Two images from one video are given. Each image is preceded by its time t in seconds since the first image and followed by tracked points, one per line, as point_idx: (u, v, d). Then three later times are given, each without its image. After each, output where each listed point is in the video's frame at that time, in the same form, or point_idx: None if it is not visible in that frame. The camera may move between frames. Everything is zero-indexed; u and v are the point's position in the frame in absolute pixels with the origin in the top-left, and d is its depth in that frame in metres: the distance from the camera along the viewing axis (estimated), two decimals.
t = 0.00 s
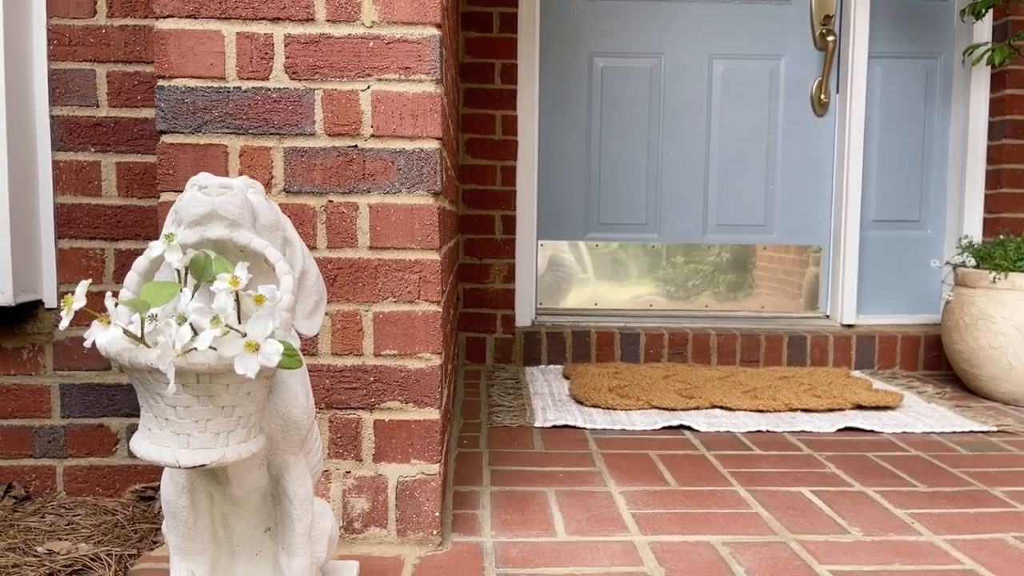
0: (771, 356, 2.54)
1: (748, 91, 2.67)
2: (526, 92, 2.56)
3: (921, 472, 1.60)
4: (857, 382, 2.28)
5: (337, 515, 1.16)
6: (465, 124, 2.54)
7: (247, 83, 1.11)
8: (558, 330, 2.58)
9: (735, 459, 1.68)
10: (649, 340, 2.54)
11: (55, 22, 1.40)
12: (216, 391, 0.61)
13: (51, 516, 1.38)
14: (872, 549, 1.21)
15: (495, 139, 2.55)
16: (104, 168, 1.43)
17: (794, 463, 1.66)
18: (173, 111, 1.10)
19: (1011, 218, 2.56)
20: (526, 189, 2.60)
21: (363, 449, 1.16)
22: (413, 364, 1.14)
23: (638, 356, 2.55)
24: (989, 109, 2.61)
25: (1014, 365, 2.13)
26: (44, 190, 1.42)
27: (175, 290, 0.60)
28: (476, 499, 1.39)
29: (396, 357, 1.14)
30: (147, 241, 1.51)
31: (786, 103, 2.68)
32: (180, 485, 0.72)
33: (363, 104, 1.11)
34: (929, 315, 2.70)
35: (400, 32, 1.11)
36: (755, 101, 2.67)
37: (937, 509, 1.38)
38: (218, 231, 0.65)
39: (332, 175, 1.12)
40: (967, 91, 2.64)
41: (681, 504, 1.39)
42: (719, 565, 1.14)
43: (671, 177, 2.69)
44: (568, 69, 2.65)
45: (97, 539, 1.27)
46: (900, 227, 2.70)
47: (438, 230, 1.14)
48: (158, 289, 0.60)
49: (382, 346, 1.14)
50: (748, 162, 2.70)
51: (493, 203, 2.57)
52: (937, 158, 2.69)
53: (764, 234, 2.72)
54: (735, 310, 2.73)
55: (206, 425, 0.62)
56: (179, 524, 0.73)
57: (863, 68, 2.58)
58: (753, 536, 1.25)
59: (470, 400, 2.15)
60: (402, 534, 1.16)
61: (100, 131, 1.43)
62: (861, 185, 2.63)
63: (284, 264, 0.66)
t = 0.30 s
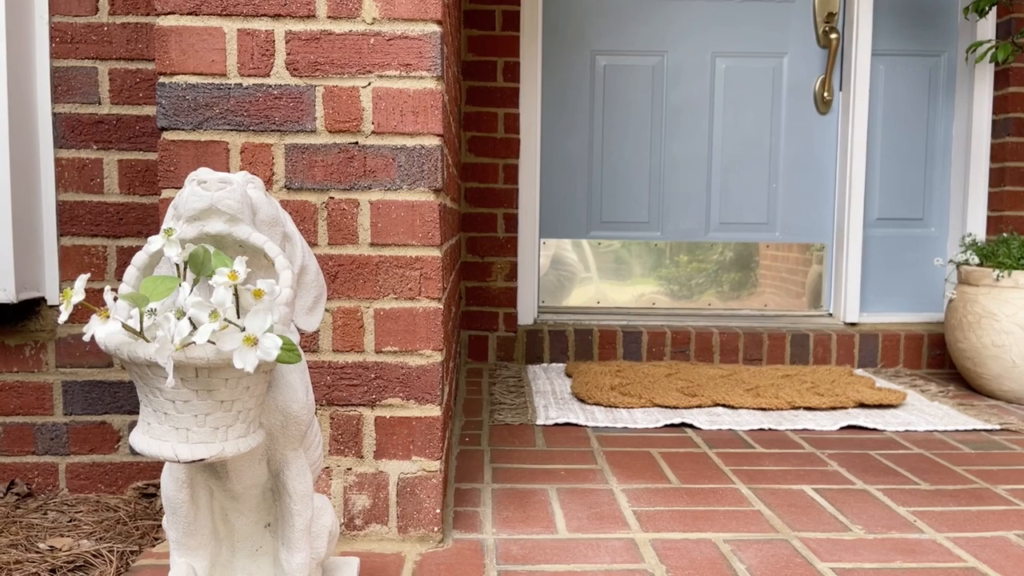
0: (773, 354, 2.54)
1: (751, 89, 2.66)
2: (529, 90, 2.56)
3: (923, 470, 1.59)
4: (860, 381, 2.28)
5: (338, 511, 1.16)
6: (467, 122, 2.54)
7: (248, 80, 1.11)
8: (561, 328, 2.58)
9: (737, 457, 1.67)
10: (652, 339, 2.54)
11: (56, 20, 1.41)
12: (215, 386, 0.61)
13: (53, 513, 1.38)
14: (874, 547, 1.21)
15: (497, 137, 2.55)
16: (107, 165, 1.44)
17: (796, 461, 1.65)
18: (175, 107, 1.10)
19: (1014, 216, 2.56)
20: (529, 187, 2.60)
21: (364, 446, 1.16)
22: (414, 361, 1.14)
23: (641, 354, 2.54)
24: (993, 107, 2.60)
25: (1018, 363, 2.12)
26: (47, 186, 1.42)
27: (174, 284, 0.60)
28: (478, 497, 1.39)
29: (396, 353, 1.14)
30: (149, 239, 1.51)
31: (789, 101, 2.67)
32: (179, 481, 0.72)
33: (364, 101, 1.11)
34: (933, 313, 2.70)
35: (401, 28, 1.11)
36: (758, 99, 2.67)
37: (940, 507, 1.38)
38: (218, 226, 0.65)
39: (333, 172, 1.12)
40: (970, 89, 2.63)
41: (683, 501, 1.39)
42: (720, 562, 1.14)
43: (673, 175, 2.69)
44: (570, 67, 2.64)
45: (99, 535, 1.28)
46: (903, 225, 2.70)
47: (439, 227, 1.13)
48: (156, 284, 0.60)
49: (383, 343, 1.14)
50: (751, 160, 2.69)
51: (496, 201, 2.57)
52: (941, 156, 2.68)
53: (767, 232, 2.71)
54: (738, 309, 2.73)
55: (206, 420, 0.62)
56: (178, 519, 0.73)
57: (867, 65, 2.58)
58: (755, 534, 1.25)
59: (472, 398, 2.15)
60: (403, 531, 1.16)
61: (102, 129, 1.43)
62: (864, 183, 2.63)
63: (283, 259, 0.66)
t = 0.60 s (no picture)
0: (776, 354, 2.53)
1: (754, 88, 2.65)
2: (531, 88, 2.55)
3: (927, 471, 1.59)
4: (863, 380, 2.27)
5: (338, 511, 1.16)
6: (469, 121, 2.53)
7: (248, 78, 1.10)
8: (563, 328, 2.58)
9: (740, 457, 1.67)
10: (655, 338, 2.53)
11: (57, 18, 1.40)
12: (213, 386, 0.61)
13: (53, 513, 1.38)
14: (878, 548, 1.20)
15: (500, 136, 2.54)
16: (107, 164, 1.43)
17: (799, 461, 1.65)
18: (175, 106, 1.10)
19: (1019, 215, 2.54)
20: (532, 186, 2.59)
21: (364, 446, 1.15)
22: (414, 360, 1.14)
23: (643, 354, 2.54)
24: (997, 105, 2.59)
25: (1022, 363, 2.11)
26: (47, 185, 1.42)
27: (171, 283, 0.59)
28: (479, 497, 1.38)
29: (397, 353, 1.13)
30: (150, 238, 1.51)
31: (793, 100, 2.66)
32: (177, 481, 0.72)
33: (364, 99, 1.11)
34: (937, 313, 2.69)
35: (401, 26, 1.10)
36: (761, 97, 2.66)
37: (944, 508, 1.37)
38: (216, 225, 0.65)
39: (334, 171, 1.12)
40: (975, 87, 2.62)
41: (685, 502, 1.38)
42: (722, 563, 1.14)
43: (676, 174, 2.68)
44: (572, 65, 2.64)
45: (100, 535, 1.27)
46: (907, 224, 2.69)
47: (440, 226, 1.13)
48: (153, 283, 0.59)
49: (383, 343, 1.13)
50: (754, 159, 2.68)
51: (497, 200, 2.56)
52: (945, 155, 2.67)
53: (770, 232, 2.71)
54: (741, 309, 2.73)
55: (203, 421, 0.62)
56: (177, 521, 0.73)
57: (870, 63, 2.57)
58: (758, 535, 1.24)
59: (474, 397, 2.14)
60: (404, 532, 1.16)
61: (102, 127, 1.43)
62: (868, 182, 2.62)
63: (282, 258, 0.66)
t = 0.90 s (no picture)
0: (777, 352, 2.52)
1: (755, 84, 2.64)
2: (531, 85, 2.54)
3: (928, 469, 1.58)
4: (864, 378, 2.26)
5: (335, 509, 1.15)
6: (469, 118, 2.53)
7: (244, 73, 1.09)
8: (563, 325, 2.57)
9: (740, 455, 1.66)
10: (655, 335, 2.53)
11: (53, 13, 1.40)
12: (202, 381, 0.60)
13: (50, 510, 1.37)
14: (878, 546, 1.19)
15: (500, 132, 2.53)
16: (103, 160, 1.43)
17: (800, 459, 1.64)
18: (170, 100, 1.09)
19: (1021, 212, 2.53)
20: (532, 183, 2.58)
21: (361, 443, 1.14)
22: (411, 357, 1.13)
23: (644, 351, 2.53)
24: (1000, 101, 2.57)
25: None
26: (44, 181, 1.41)
27: (159, 277, 0.59)
28: (477, 494, 1.38)
29: (394, 349, 1.13)
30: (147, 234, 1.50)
31: (794, 96, 2.65)
32: (169, 478, 0.71)
33: (361, 94, 1.10)
34: (939, 310, 2.68)
35: (398, 20, 1.09)
36: (763, 94, 2.65)
37: (945, 505, 1.36)
38: (206, 218, 0.64)
39: (330, 166, 1.11)
40: (977, 84, 2.61)
41: (684, 499, 1.38)
42: (721, 562, 1.13)
43: (677, 171, 2.67)
44: (572, 61, 2.63)
45: (96, 533, 1.27)
46: (909, 221, 2.68)
47: (437, 222, 1.12)
48: (141, 276, 0.59)
49: (380, 339, 1.12)
50: (755, 155, 2.67)
51: (497, 197, 2.56)
52: (947, 151, 2.66)
53: (772, 228, 2.70)
54: (743, 306, 2.72)
55: (192, 416, 0.61)
56: (168, 517, 0.72)
57: (872, 59, 2.55)
58: (757, 533, 1.23)
59: (473, 395, 2.13)
60: (401, 529, 1.15)
61: (99, 123, 1.42)
62: (870, 178, 2.61)
63: (273, 252, 0.65)
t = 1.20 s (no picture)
0: (777, 350, 2.52)
1: (755, 81, 2.64)
2: (532, 82, 2.54)
3: (928, 467, 1.57)
4: (865, 375, 2.26)
5: (332, 507, 1.15)
6: (469, 115, 2.52)
7: (241, 69, 1.09)
8: (563, 323, 2.56)
9: (740, 453, 1.65)
10: (655, 333, 2.52)
11: (51, 10, 1.39)
12: (195, 379, 0.60)
13: (47, 508, 1.37)
14: (877, 544, 1.18)
15: (499, 130, 2.53)
16: (101, 158, 1.42)
17: (799, 457, 1.63)
18: (166, 97, 1.08)
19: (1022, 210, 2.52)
20: (532, 181, 2.58)
21: (358, 441, 1.14)
22: (409, 355, 1.12)
23: (644, 349, 2.53)
24: (1001, 98, 2.57)
25: None
26: (41, 178, 1.41)
27: (152, 275, 0.59)
28: (475, 493, 1.37)
29: (391, 347, 1.12)
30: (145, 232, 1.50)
31: (795, 94, 2.65)
32: (163, 476, 0.71)
33: (358, 91, 1.10)
34: (940, 308, 2.67)
35: (395, 17, 1.09)
36: (763, 91, 2.64)
37: (945, 504, 1.35)
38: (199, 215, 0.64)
39: (327, 163, 1.10)
40: (978, 81, 2.60)
41: (683, 497, 1.37)
42: (719, 560, 1.12)
43: (677, 168, 2.67)
44: (572, 59, 2.62)
45: (93, 531, 1.27)
46: (910, 219, 2.67)
47: (435, 219, 1.12)
48: (134, 274, 0.58)
49: (377, 337, 1.12)
50: (755, 153, 2.67)
51: (497, 195, 2.55)
52: (948, 149, 2.65)
53: (772, 226, 2.69)
54: (743, 304, 2.71)
55: (186, 415, 0.61)
56: (163, 516, 0.72)
57: (873, 57, 2.55)
58: (756, 531, 1.23)
59: (473, 393, 2.13)
60: (398, 527, 1.15)
61: (96, 120, 1.42)
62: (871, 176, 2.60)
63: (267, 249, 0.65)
